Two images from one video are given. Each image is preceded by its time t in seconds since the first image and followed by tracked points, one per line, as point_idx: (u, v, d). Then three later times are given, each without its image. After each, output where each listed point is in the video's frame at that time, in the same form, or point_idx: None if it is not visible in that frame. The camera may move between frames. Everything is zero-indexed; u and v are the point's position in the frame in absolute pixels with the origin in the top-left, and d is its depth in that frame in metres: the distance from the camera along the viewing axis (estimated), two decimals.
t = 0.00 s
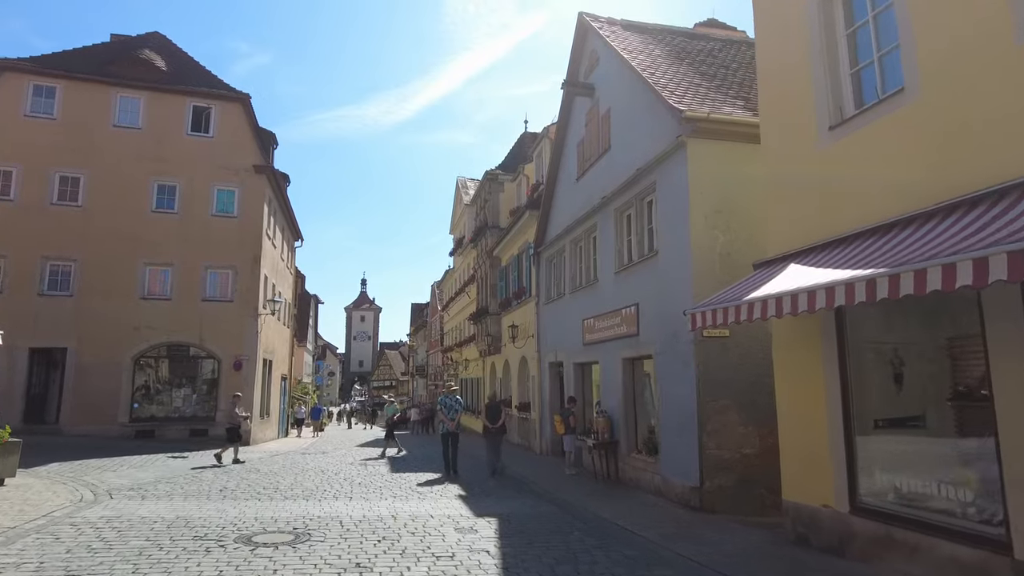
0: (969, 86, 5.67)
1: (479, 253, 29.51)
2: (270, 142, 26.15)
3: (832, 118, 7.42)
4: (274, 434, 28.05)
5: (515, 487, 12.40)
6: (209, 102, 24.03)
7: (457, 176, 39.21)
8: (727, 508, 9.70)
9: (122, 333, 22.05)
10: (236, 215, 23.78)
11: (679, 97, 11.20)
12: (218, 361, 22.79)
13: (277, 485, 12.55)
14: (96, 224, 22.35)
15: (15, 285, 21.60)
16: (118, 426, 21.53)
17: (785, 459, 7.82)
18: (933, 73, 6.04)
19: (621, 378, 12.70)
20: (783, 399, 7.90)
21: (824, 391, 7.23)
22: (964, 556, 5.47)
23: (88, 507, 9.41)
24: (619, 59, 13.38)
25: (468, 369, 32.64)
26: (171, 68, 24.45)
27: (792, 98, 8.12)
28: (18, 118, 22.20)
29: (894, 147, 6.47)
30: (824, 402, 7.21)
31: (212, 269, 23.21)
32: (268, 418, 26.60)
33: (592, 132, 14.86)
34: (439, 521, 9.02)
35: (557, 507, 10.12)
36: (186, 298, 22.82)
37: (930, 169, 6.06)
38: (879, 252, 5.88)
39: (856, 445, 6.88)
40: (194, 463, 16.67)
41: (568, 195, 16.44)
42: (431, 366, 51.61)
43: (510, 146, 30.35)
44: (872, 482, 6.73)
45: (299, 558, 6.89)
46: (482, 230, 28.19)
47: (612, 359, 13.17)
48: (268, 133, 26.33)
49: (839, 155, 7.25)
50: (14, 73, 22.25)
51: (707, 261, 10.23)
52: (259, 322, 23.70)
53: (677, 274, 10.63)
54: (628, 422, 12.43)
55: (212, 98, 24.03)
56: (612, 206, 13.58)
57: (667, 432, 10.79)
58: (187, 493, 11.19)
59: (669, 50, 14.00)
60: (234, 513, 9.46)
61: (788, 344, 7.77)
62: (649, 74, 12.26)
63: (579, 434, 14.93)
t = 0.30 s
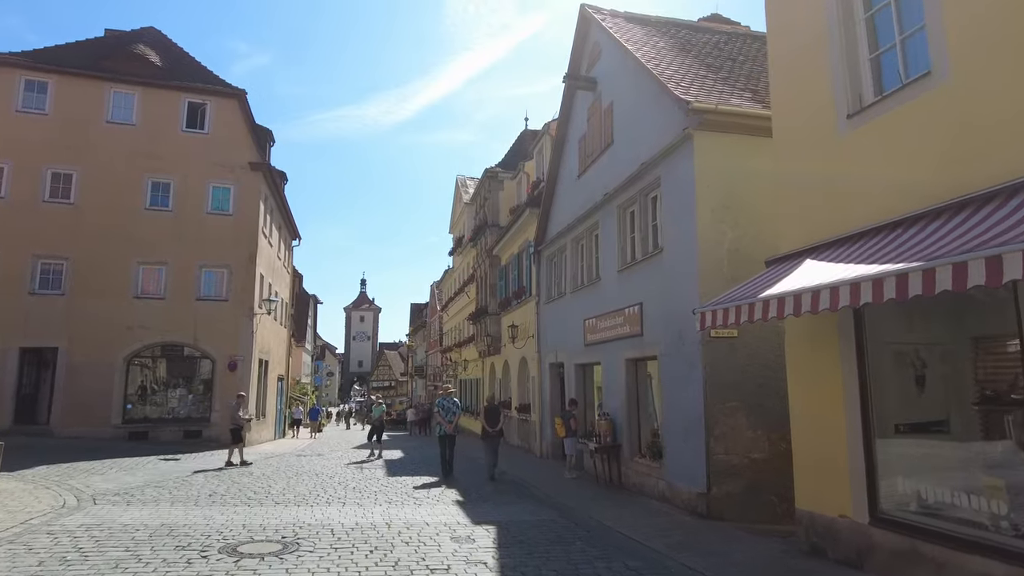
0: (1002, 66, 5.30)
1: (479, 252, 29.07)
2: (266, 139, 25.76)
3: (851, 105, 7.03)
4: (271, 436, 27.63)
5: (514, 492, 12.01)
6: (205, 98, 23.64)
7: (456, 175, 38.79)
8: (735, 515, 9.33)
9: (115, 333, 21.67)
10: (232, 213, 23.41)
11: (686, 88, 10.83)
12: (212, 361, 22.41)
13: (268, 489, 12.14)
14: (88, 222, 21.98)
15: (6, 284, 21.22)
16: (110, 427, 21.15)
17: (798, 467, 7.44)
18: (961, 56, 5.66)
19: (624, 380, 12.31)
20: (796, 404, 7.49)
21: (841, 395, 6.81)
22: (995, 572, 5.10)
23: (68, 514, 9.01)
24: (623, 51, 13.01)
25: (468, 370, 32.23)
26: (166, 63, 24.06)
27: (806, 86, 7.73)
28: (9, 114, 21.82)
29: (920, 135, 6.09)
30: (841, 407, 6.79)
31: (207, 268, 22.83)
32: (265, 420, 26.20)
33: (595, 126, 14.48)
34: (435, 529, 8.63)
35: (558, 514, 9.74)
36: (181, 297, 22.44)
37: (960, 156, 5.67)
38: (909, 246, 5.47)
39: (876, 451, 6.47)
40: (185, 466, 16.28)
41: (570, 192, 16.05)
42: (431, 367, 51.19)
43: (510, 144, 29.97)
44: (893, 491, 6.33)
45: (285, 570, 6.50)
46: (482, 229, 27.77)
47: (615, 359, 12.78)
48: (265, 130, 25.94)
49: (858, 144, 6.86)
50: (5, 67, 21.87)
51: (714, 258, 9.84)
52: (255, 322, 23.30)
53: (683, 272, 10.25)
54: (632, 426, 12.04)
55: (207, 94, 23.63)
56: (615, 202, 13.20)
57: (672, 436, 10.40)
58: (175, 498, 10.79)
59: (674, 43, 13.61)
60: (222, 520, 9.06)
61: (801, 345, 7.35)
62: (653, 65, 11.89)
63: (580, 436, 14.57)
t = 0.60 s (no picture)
0: None
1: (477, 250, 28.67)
2: (261, 136, 25.39)
3: (867, 88, 6.66)
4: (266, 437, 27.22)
5: (512, 495, 11.64)
6: (198, 93, 23.26)
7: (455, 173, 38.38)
8: (741, 519, 8.95)
9: (106, 332, 21.28)
10: (226, 210, 23.03)
11: (689, 77, 10.46)
12: (206, 361, 22.02)
13: (258, 492, 11.74)
14: (79, 219, 21.60)
15: None
16: (101, 428, 20.75)
17: (809, 470, 7.06)
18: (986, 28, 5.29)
19: (625, 380, 11.94)
20: (807, 403, 7.11)
21: (855, 393, 6.43)
22: None
23: (44, 519, 8.61)
24: (624, 41, 12.64)
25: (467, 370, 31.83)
26: (159, 59, 23.68)
27: (818, 70, 7.37)
28: None
29: (942, 115, 5.70)
30: (857, 406, 6.40)
31: (200, 266, 22.45)
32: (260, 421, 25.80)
33: (595, 119, 14.12)
34: (428, 535, 8.24)
35: (556, 518, 9.36)
36: (174, 296, 22.06)
37: (987, 137, 5.28)
38: (935, 229, 5.05)
39: (894, 453, 6.08)
40: (176, 468, 15.88)
41: (569, 188, 15.68)
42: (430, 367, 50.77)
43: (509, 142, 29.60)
44: (913, 495, 5.94)
45: None
46: (480, 227, 27.37)
47: (616, 358, 12.41)
48: (259, 127, 25.56)
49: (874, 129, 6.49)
50: None
51: (719, 251, 9.48)
52: (249, 321, 22.91)
53: (686, 266, 9.88)
54: (633, 426, 11.68)
55: (201, 89, 23.26)
56: (615, 196, 12.83)
57: (675, 437, 10.04)
58: (160, 501, 10.39)
59: (677, 33, 13.24)
60: (205, 525, 8.66)
61: (814, 342, 6.96)
62: (655, 54, 11.53)
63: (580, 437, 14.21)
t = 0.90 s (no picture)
0: None
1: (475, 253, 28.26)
2: (256, 137, 25.05)
3: (885, 76, 6.28)
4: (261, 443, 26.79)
5: (510, 505, 11.25)
6: (192, 94, 22.89)
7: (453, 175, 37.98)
8: (748, 532, 8.56)
9: (96, 336, 20.86)
10: (219, 212, 22.66)
11: (693, 72, 10.11)
12: (199, 365, 21.62)
13: (245, 503, 11.30)
14: (70, 222, 21.22)
15: None
16: (91, 434, 20.33)
17: (823, 482, 6.66)
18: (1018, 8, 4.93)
19: (627, 386, 11.54)
20: (820, 410, 6.71)
21: (874, 401, 6.03)
22: None
23: (18, 533, 8.19)
24: (625, 36, 12.30)
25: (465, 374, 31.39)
26: (151, 59, 23.32)
27: (832, 60, 6.99)
28: None
29: (969, 102, 5.32)
30: (876, 415, 6.00)
31: (193, 268, 22.06)
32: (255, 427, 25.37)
33: (595, 117, 13.78)
34: (421, 550, 7.82)
35: (556, 531, 8.95)
36: (166, 299, 21.66)
37: (1017, 124, 4.90)
38: (966, 225, 4.65)
39: (918, 464, 5.66)
40: (166, 477, 15.48)
41: (569, 188, 15.30)
42: (428, 371, 50.31)
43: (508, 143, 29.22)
44: (936, 510, 5.55)
45: None
46: (478, 229, 26.97)
47: (617, 363, 12.03)
48: (254, 128, 25.20)
49: (893, 119, 6.11)
50: None
51: (726, 251, 9.10)
52: (243, 324, 22.49)
53: (691, 267, 9.50)
54: (635, 434, 11.28)
55: (194, 90, 22.89)
56: (617, 196, 12.44)
57: (679, 445, 9.64)
58: (142, 512, 9.96)
59: (679, 28, 12.88)
60: (186, 539, 8.23)
61: (829, 346, 6.57)
62: (657, 49, 11.18)
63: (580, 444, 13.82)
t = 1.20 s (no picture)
0: None
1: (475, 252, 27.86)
2: (253, 134, 24.68)
3: (911, 52, 5.92)
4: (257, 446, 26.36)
5: (509, 510, 10.83)
6: (187, 90, 22.54)
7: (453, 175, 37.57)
8: (760, 539, 8.15)
9: (88, 336, 20.47)
10: (215, 210, 22.27)
11: (701, 59, 9.74)
12: (193, 366, 21.21)
13: (235, 507, 10.88)
14: (62, 219, 20.83)
15: None
16: (82, 436, 19.92)
17: (843, 488, 6.28)
18: None
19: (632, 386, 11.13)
20: (840, 409, 6.32)
21: (899, 401, 5.64)
22: None
23: None
24: (629, 25, 11.96)
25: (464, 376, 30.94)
26: (146, 54, 22.96)
27: (852, 39, 6.62)
28: None
29: (1007, 75, 4.95)
30: (903, 415, 5.60)
31: (187, 267, 21.67)
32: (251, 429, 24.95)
33: (597, 110, 13.42)
34: (416, 557, 7.39)
35: (558, 537, 8.55)
36: (160, 298, 21.27)
37: None
38: (1011, 207, 4.26)
39: (950, 467, 5.28)
40: (155, 479, 15.05)
41: (570, 183, 14.93)
42: (427, 373, 49.84)
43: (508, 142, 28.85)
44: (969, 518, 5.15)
45: None
46: (478, 228, 26.59)
47: (620, 363, 11.63)
48: (250, 125, 24.83)
49: (921, 98, 5.74)
50: None
51: (737, 244, 8.72)
52: (238, 324, 22.07)
53: (700, 262, 9.12)
54: (640, 436, 10.88)
55: (190, 86, 22.53)
56: (620, 190, 12.06)
57: (686, 447, 9.24)
58: (126, 517, 9.54)
59: (685, 18, 12.52)
60: (170, 546, 7.80)
61: (850, 342, 6.18)
62: (663, 37, 10.81)
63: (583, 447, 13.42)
